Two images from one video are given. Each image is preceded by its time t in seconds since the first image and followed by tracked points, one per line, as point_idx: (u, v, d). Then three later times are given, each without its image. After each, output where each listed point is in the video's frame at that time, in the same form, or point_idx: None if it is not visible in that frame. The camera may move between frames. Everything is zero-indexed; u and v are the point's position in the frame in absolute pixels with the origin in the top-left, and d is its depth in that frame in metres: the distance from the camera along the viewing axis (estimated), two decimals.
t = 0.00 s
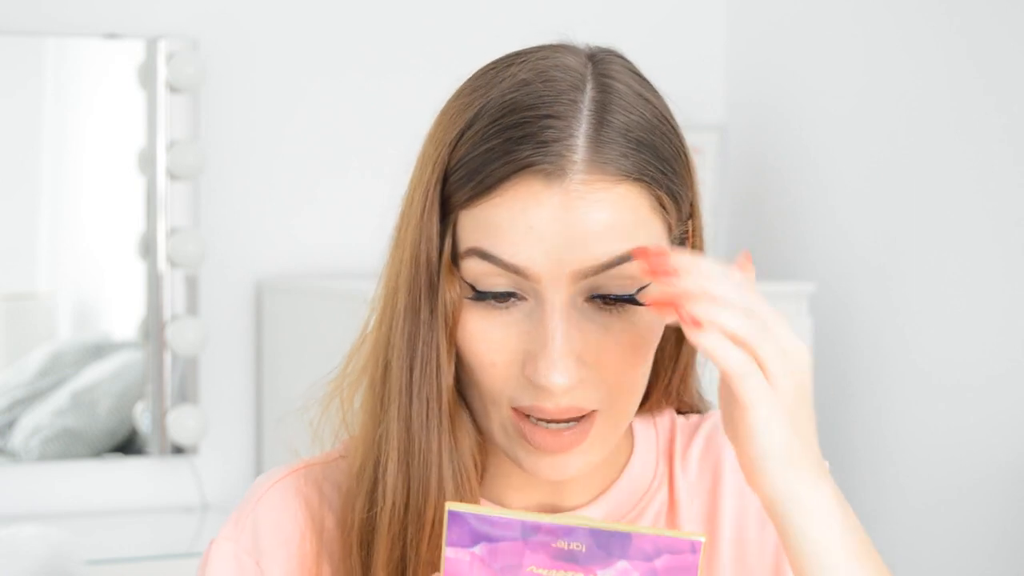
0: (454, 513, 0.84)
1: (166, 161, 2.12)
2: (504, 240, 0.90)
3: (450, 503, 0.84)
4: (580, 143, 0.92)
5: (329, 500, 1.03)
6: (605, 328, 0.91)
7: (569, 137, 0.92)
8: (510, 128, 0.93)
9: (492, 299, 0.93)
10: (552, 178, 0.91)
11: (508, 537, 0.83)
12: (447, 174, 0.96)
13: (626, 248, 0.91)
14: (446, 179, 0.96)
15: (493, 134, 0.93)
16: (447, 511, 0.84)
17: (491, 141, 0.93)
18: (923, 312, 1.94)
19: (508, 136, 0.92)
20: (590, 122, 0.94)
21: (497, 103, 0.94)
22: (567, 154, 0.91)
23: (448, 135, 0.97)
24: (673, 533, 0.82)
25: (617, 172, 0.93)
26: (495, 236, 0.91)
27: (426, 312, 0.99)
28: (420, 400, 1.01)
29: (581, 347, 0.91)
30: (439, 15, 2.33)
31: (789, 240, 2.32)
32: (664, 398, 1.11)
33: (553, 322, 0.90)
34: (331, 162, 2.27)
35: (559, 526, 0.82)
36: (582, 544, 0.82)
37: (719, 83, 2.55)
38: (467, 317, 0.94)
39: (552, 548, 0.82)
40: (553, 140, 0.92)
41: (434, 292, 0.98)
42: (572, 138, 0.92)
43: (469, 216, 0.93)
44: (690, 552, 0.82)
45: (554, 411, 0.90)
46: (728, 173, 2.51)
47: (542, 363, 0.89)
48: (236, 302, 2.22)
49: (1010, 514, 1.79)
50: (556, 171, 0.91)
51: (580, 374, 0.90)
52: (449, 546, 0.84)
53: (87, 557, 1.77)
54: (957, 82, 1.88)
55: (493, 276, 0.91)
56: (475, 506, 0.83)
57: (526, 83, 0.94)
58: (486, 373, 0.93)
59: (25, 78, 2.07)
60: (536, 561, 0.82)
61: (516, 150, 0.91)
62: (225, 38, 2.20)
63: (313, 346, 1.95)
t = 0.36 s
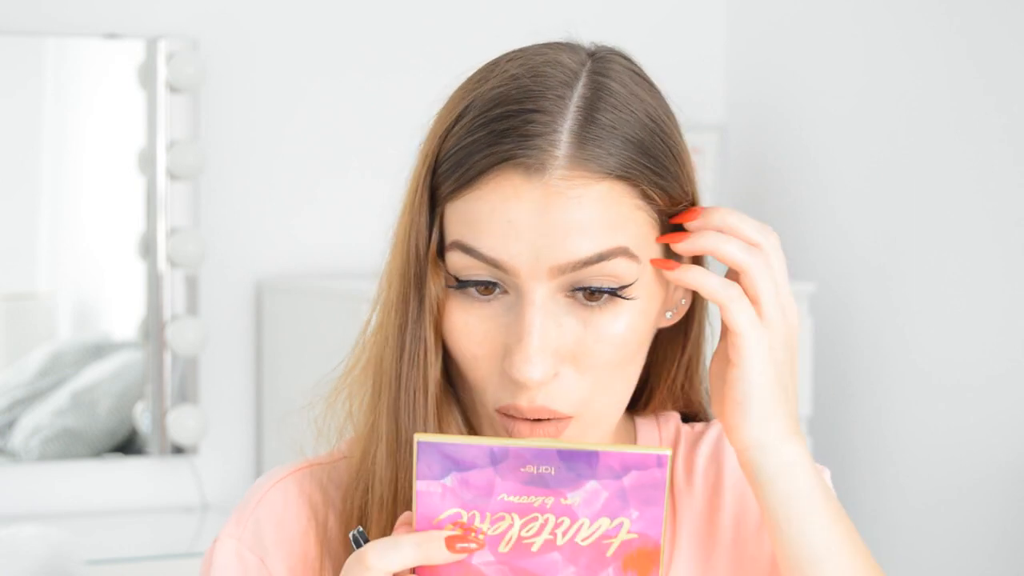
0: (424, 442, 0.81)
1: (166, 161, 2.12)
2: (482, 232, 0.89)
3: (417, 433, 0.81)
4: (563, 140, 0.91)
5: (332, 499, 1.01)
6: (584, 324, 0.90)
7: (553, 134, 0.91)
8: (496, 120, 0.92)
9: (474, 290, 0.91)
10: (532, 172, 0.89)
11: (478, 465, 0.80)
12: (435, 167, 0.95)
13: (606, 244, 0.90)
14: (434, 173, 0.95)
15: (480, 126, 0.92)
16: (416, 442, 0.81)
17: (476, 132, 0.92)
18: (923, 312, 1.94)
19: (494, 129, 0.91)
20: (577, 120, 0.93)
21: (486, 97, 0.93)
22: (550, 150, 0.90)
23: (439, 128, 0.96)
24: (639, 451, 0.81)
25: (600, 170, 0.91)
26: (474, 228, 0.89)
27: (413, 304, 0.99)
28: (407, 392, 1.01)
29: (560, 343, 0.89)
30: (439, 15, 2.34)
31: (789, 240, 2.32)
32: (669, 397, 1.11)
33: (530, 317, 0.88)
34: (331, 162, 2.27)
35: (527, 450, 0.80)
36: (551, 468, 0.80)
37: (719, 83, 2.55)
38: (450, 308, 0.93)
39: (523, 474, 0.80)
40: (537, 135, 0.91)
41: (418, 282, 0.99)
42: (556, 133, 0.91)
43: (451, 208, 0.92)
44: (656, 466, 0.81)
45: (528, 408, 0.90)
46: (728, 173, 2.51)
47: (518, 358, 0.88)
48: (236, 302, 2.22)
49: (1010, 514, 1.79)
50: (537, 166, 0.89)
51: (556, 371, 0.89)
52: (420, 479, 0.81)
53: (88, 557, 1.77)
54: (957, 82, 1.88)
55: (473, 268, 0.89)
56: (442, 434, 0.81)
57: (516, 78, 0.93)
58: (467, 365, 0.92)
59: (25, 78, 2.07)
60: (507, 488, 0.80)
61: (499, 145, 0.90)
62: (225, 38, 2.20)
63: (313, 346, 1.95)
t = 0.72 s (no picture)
0: (447, 416, 0.83)
1: (166, 161, 2.12)
2: (482, 232, 0.90)
3: (440, 407, 0.84)
4: (566, 146, 0.93)
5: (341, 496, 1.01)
6: (580, 327, 0.92)
7: (557, 139, 0.93)
8: (502, 122, 0.93)
9: (475, 288, 0.93)
10: (533, 176, 0.90)
11: (499, 441, 0.83)
12: (442, 164, 0.97)
13: (605, 250, 0.91)
14: (441, 171, 0.97)
15: (487, 127, 0.94)
16: (440, 414, 0.83)
17: (483, 133, 0.94)
18: (923, 312, 1.94)
19: (500, 131, 0.93)
20: (582, 126, 0.94)
21: (495, 100, 0.95)
22: (552, 154, 0.92)
23: (449, 128, 0.98)
24: (657, 428, 0.84)
25: (601, 177, 0.93)
26: (474, 227, 0.91)
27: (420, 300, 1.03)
28: (419, 389, 1.03)
29: (555, 344, 0.91)
30: (439, 15, 2.34)
31: (790, 240, 2.32)
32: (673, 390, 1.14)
33: (523, 319, 0.89)
34: (331, 162, 2.27)
35: (548, 426, 0.83)
36: (572, 444, 0.83)
37: (719, 83, 2.55)
38: (450, 305, 0.94)
39: (544, 449, 0.83)
40: (541, 140, 0.92)
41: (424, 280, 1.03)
42: (559, 138, 0.93)
43: (454, 206, 0.93)
44: (674, 444, 0.84)
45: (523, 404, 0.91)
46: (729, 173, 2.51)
47: (511, 358, 0.89)
48: (236, 302, 2.22)
49: (1010, 515, 1.78)
50: (539, 169, 0.91)
51: (549, 369, 0.91)
52: (442, 452, 0.83)
53: (88, 557, 1.77)
54: (957, 82, 1.88)
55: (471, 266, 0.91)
56: (466, 408, 0.83)
57: (525, 82, 0.95)
58: (465, 363, 0.94)
59: (25, 78, 2.07)
60: (527, 464, 0.83)
61: (503, 146, 0.92)
62: (225, 38, 2.20)
63: (313, 346, 1.95)
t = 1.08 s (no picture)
0: (433, 398, 0.77)
1: (166, 161, 2.12)
2: (468, 235, 0.87)
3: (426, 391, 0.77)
4: (536, 134, 0.89)
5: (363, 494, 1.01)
6: (589, 316, 0.87)
7: (526, 130, 0.89)
8: (469, 129, 0.91)
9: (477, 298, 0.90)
10: (507, 169, 0.87)
11: (487, 422, 0.76)
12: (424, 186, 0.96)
13: (595, 227, 0.86)
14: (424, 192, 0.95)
15: (455, 137, 0.92)
16: (426, 397, 0.77)
17: (453, 144, 0.92)
18: (923, 312, 1.94)
19: (471, 137, 0.91)
20: (550, 115, 0.91)
21: (464, 114, 0.93)
22: (523, 144, 0.88)
23: (427, 153, 0.97)
24: (647, 406, 0.74)
25: (578, 157, 0.89)
26: (460, 233, 0.88)
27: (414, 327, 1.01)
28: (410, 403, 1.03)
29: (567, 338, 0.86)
30: (439, 15, 2.34)
31: (790, 240, 2.32)
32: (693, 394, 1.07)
33: (529, 315, 0.86)
34: (331, 162, 2.27)
35: (535, 406, 0.75)
36: (560, 424, 0.75)
37: (719, 83, 2.55)
38: (459, 321, 0.91)
39: (532, 431, 0.75)
40: (510, 134, 0.89)
41: (417, 304, 1.01)
42: (527, 130, 0.90)
43: (441, 221, 0.91)
44: (665, 421, 0.74)
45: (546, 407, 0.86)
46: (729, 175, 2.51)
47: (525, 359, 0.85)
48: (236, 302, 2.22)
49: (1010, 515, 1.78)
50: (512, 160, 0.87)
51: (566, 368, 0.86)
52: (430, 438, 0.78)
53: (88, 557, 1.77)
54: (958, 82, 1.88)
55: (466, 275, 0.88)
56: (451, 390, 0.77)
57: (490, 91, 0.93)
58: (482, 375, 0.90)
59: (25, 78, 2.07)
60: (517, 446, 0.76)
61: (475, 149, 0.89)
62: (225, 38, 2.20)
63: (313, 346, 1.95)
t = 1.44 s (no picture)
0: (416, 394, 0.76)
1: (166, 161, 2.12)
2: (479, 242, 0.87)
3: (409, 386, 0.77)
4: (538, 136, 0.89)
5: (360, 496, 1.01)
6: (604, 317, 0.87)
7: (527, 132, 0.89)
8: (469, 135, 0.91)
9: (485, 307, 0.90)
10: (513, 171, 0.87)
11: (470, 418, 0.76)
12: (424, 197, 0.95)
13: (603, 223, 0.87)
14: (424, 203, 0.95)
15: (456, 145, 0.92)
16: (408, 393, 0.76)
17: (453, 152, 0.91)
18: (923, 312, 1.94)
19: (472, 144, 0.90)
20: (549, 116, 0.91)
21: (460, 122, 0.93)
22: (527, 146, 0.88)
23: (424, 164, 0.96)
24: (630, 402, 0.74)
25: (581, 155, 0.89)
26: (470, 241, 0.87)
27: (416, 338, 1.02)
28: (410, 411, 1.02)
29: (584, 340, 0.86)
30: (439, 15, 2.34)
31: (790, 240, 2.32)
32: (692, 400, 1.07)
33: (545, 318, 0.85)
34: (331, 162, 2.27)
35: (519, 401, 0.75)
36: (543, 421, 0.75)
37: (719, 83, 2.55)
38: (471, 331, 0.91)
39: (515, 427, 0.75)
40: (512, 138, 0.89)
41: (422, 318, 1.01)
42: (529, 132, 0.90)
43: (448, 231, 0.90)
44: (648, 419, 0.74)
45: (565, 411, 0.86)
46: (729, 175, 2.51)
47: (543, 362, 0.85)
48: (236, 302, 2.22)
49: (1010, 515, 1.78)
50: (518, 163, 0.87)
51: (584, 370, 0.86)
52: (412, 435, 0.77)
53: (88, 557, 1.77)
54: (958, 82, 1.88)
55: (478, 281, 0.88)
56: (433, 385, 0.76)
57: (485, 96, 0.93)
58: (498, 383, 0.90)
59: (25, 78, 2.07)
60: (499, 443, 0.75)
61: (478, 155, 0.89)
62: (225, 38, 2.20)
63: (313, 346, 1.95)
